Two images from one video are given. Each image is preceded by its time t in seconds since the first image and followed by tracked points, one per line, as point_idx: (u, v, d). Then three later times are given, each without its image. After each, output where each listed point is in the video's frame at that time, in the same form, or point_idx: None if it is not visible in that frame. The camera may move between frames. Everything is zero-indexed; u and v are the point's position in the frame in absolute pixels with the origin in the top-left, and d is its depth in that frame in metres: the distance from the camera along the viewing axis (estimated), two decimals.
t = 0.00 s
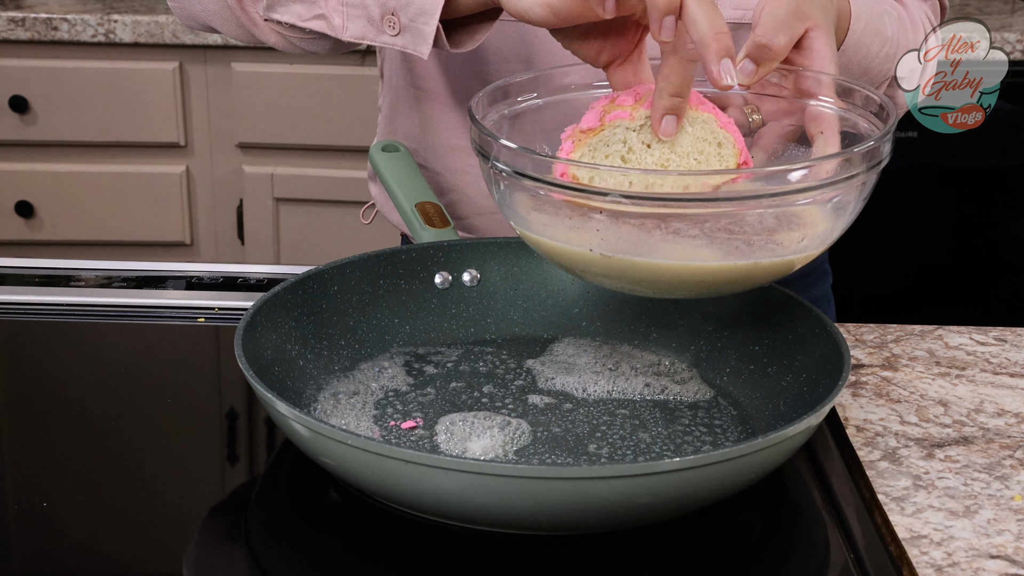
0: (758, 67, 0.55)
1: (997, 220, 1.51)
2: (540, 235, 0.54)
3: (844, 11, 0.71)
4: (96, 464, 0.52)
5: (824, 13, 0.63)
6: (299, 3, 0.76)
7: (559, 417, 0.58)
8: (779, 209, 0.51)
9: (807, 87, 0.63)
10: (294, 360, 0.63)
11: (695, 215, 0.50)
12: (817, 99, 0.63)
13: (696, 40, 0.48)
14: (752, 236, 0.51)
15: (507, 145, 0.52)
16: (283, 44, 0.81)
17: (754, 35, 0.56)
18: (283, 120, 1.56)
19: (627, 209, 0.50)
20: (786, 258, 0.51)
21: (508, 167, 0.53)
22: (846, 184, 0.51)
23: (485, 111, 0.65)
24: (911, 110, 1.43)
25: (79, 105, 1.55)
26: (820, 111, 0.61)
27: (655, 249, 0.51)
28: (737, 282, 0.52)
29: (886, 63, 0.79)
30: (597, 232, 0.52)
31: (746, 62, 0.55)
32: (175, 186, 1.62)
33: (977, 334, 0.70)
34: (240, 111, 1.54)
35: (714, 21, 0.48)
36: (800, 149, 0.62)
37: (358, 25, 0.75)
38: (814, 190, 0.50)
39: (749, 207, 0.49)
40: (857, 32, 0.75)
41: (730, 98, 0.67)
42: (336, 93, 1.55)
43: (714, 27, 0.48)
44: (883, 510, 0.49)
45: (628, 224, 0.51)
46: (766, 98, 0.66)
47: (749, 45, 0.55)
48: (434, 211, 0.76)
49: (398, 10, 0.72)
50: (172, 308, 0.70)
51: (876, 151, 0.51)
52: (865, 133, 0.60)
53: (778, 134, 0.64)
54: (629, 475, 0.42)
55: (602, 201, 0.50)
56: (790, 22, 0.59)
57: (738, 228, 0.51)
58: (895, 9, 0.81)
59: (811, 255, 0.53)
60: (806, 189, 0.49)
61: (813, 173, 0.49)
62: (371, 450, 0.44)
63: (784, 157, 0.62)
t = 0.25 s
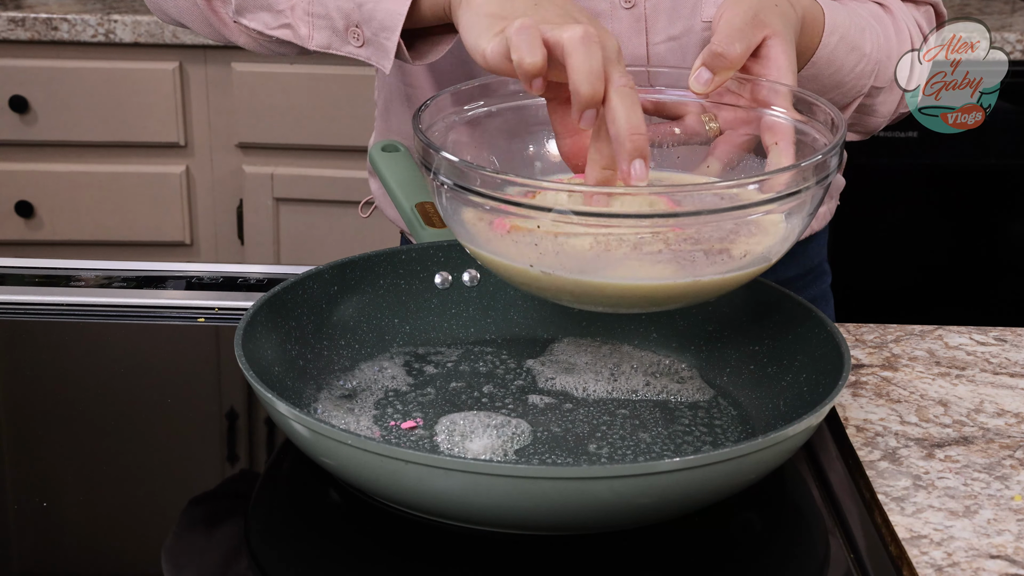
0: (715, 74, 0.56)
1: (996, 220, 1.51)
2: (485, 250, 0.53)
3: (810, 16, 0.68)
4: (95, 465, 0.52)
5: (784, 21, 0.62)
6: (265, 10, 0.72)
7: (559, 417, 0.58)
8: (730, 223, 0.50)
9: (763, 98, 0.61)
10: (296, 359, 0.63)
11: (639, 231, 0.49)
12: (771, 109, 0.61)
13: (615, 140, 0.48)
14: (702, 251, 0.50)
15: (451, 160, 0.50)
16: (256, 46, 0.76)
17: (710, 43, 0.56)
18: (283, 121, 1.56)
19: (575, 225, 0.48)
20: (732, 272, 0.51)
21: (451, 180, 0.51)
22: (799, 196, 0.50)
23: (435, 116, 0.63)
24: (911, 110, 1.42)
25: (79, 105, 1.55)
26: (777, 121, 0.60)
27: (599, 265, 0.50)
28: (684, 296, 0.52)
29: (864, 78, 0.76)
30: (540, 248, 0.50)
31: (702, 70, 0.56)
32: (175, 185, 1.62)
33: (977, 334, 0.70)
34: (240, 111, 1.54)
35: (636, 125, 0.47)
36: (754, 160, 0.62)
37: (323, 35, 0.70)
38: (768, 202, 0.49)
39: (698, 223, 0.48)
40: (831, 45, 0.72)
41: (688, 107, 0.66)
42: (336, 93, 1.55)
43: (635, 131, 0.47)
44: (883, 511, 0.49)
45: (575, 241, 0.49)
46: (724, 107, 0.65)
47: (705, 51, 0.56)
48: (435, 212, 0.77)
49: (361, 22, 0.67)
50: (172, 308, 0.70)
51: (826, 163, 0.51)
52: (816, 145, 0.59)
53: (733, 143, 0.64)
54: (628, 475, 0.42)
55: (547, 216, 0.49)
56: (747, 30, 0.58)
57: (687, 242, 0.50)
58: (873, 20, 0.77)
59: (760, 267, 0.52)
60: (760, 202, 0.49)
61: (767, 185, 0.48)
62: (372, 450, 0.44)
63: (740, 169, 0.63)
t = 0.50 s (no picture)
0: (685, 75, 0.56)
1: (996, 220, 1.51)
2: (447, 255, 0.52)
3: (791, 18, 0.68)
4: (95, 465, 0.52)
5: (758, 24, 0.61)
6: (237, 9, 0.70)
7: (559, 417, 0.58)
8: (690, 225, 0.49)
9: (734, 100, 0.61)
10: (297, 359, 0.63)
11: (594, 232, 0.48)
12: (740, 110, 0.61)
13: (565, 138, 0.46)
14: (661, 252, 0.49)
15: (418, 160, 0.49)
16: (234, 41, 0.75)
17: (681, 44, 0.56)
18: (284, 121, 1.56)
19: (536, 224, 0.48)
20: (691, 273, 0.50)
21: (413, 178, 0.50)
22: (760, 196, 0.50)
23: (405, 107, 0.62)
24: (911, 110, 1.42)
25: (79, 105, 1.55)
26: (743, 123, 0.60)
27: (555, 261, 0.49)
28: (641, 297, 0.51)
29: (846, 86, 0.76)
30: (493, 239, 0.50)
31: (673, 71, 0.56)
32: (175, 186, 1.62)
33: (977, 334, 0.70)
34: (240, 111, 1.54)
35: (586, 124, 0.45)
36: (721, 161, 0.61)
37: (293, 37, 0.69)
38: (730, 202, 0.49)
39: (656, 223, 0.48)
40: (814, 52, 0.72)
41: (657, 107, 0.67)
42: (336, 93, 1.55)
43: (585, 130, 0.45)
44: (883, 510, 0.49)
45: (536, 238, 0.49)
46: (695, 109, 0.66)
47: (674, 52, 0.56)
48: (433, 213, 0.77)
49: (327, 25, 0.66)
50: (172, 308, 0.70)
51: (787, 162, 0.51)
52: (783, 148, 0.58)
53: (703, 146, 0.63)
54: (629, 475, 0.42)
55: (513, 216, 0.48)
56: (720, 32, 0.57)
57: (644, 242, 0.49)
58: (857, 28, 0.76)
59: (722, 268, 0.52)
60: (721, 202, 0.48)
61: (727, 185, 0.48)
62: (371, 450, 0.44)
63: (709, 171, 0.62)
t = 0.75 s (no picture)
0: (668, 88, 0.56)
1: (996, 221, 1.51)
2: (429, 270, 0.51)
3: (779, 27, 0.68)
4: (95, 464, 0.52)
5: (744, 34, 0.61)
6: (238, 13, 0.70)
7: (559, 417, 0.58)
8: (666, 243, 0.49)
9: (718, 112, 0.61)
10: (297, 359, 0.63)
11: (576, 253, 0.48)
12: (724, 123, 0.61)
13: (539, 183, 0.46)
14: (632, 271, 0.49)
15: (395, 181, 0.48)
16: (235, 44, 0.75)
17: (664, 56, 0.56)
18: (284, 121, 1.56)
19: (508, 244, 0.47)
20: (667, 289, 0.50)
21: (390, 200, 0.50)
22: (738, 212, 0.50)
23: (396, 116, 0.63)
24: (911, 110, 1.42)
25: (79, 105, 1.55)
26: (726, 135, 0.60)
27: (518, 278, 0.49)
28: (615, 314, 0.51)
29: (838, 95, 0.76)
30: (464, 259, 0.49)
31: (656, 84, 0.56)
32: (175, 186, 1.62)
33: (977, 334, 0.70)
34: (240, 111, 1.54)
35: (562, 173, 0.45)
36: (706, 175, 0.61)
37: (295, 39, 0.69)
38: (709, 218, 0.49)
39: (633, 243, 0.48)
40: (805, 62, 0.71)
41: (642, 119, 0.67)
42: (336, 92, 1.55)
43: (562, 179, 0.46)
44: (883, 510, 0.49)
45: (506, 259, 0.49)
46: (681, 121, 0.66)
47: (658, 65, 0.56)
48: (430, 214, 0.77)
49: (327, 27, 0.65)
50: (172, 308, 0.70)
51: (764, 177, 0.51)
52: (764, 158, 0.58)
53: (688, 160, 0.63)
54: (629, 475, 0.43)
55: (487, 237, 0.47)
56: (703, 43, 0.57)
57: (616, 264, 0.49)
58: (848, 35, 0.76)
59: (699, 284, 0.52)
60: (699, 220, 0.48)
61: (705, 202, 0.48)
62: (371, 450, 0.44)
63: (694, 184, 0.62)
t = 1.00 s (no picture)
0: (665, 92, 0.57)
1: (996, 220, 1.51)
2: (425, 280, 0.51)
3: (774, 30, 0.68)
4: (95, 465, 0.52)
5: (740, 38, 0.61)
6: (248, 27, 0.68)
7: (559, 417, 0.58)
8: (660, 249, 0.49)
9: (711, 116, 0.61)
10: (297, 360, 0.63)
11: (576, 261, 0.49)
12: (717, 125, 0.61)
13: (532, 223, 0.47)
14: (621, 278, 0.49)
15: (388, 189, 0.48)
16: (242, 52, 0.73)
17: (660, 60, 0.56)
18: (284, 121, 1.56)
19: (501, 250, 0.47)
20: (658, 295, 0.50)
21: (383, 207, 0.49)
22: (733, 215, 0.50)
23: (391, 123, 0.63)
24: (911, 110, 1.42)
25: (79, 105, 1.55)
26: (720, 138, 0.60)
27: (509, 285, 0.49)
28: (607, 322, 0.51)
29: (836, 98, 0.76)
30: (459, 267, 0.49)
31: (651, 88, 0.57)
32: (175, 186, 1.62)
33: (977, 334, 0.70)
34: (240, 111, 1.54)
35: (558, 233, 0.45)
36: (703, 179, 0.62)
37: (305, 59, 0.67)
38: (704, 221, 0.49)
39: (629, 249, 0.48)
40: (803, 66, 0.71)
41: (637, 124, 0.67)
42: (336, 92, 1.55)
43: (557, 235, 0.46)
44: (883, 510, 0.49)
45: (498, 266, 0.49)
46: (677, 126, 0.66)
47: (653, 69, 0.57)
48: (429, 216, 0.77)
49: (341, 52, 0.64)
50: (172, 308, 0.70)
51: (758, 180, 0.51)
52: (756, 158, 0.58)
53: (684, 164, 0.63)
54: (628, 474, 0.43)
55: (481, 243, 0.47)
56: (698, 48, 0.57)
57: (605, 271, 0.49)
58: (846, 37, 0.76)
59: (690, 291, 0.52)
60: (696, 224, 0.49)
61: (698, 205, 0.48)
62: (371, 450, 0.44)
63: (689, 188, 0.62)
